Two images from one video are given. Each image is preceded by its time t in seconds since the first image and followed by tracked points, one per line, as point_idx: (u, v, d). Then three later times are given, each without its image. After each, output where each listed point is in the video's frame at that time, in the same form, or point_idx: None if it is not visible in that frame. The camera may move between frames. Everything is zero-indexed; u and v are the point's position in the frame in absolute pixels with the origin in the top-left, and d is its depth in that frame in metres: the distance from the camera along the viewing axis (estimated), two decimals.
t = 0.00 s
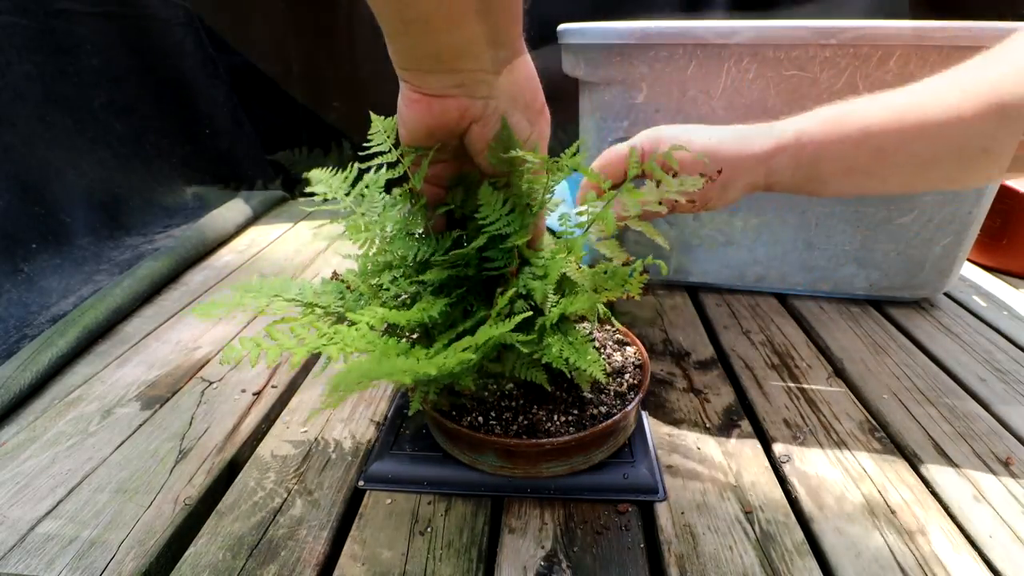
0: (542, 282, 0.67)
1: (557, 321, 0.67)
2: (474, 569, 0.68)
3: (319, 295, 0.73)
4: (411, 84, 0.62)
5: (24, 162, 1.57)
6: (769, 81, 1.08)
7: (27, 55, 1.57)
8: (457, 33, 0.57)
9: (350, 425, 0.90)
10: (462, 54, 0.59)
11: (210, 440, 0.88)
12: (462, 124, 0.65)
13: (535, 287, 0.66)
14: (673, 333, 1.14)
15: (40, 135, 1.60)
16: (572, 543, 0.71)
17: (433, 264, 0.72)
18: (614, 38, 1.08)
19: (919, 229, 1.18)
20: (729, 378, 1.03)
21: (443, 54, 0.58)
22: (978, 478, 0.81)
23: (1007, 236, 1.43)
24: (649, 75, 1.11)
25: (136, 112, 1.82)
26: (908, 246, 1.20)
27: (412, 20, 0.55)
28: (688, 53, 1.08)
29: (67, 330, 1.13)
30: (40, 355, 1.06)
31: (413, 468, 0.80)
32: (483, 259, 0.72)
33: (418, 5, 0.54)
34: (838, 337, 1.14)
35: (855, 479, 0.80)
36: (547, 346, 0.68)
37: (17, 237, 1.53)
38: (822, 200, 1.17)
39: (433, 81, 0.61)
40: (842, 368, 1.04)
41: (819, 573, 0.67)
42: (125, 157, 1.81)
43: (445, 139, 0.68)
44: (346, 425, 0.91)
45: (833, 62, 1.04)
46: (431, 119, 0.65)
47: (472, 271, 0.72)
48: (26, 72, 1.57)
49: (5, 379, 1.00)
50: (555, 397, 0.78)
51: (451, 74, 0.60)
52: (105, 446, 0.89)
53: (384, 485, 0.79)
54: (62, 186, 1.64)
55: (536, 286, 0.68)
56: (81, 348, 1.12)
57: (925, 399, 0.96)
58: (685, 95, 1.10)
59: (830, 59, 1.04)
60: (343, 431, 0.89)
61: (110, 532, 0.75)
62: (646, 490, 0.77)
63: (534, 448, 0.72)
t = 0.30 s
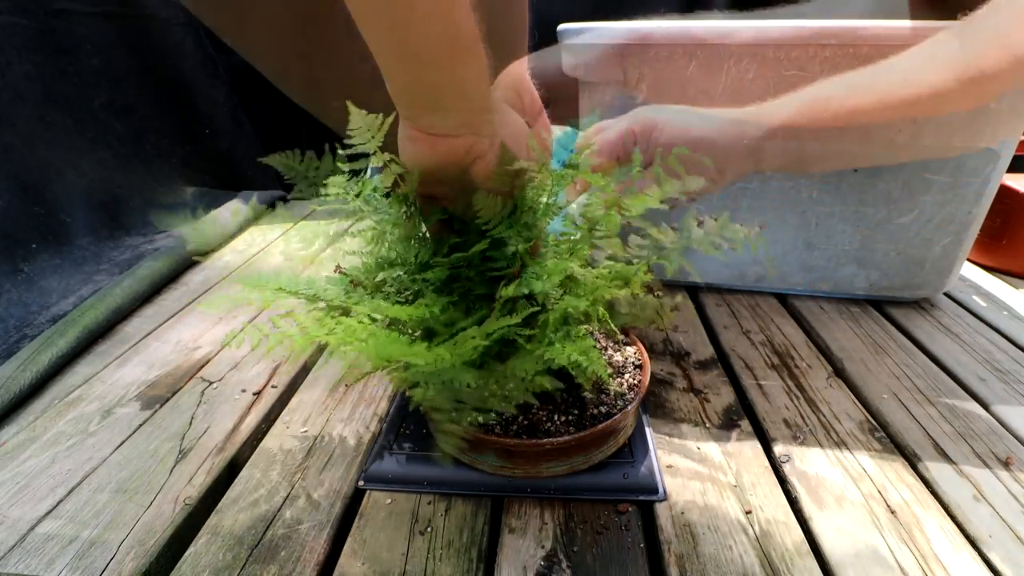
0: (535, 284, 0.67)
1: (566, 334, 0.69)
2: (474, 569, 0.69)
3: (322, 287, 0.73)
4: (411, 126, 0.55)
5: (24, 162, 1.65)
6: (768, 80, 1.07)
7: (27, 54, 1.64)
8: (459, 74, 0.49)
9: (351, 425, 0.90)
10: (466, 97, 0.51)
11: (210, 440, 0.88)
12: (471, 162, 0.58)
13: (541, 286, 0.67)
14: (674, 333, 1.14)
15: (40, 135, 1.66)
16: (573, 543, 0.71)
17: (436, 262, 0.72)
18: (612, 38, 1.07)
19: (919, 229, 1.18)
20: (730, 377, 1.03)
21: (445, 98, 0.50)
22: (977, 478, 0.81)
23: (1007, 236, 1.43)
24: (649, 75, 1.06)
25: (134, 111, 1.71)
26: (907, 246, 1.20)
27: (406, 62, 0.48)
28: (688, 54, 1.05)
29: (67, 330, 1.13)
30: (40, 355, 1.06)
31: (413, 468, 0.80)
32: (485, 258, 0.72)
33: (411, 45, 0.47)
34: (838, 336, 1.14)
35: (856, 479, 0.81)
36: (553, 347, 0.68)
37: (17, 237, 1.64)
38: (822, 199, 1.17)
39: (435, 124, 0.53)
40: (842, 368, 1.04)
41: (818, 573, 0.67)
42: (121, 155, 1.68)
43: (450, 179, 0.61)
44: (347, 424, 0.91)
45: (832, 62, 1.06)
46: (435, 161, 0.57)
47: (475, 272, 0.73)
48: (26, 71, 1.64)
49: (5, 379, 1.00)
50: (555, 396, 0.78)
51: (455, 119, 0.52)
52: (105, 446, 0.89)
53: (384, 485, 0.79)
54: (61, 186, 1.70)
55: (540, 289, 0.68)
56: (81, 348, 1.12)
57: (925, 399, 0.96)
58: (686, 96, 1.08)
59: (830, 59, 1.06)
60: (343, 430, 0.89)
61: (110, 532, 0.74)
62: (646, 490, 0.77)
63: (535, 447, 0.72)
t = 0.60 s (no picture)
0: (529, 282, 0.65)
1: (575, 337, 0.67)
2: (474, 569, 0.68)
3: (321, 289, 0.72)
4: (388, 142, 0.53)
5: (24, 162, 1.62)
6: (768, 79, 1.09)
7: (27, 54, 1.62)
8: (448, 105, 0.48)
9: (351, 425, 0.90)
10: (454, 123, 0.50)
11: (210, 440, 0.88)
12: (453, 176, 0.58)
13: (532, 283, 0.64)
14: (674, 333, 1.14)
15: (40, 135, 1.65)
16: (572, 542, 0.71)
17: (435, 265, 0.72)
18: (615, 40, 1.09)
19: (918, 229, 1.18)
20: (730, 377, 1.03)
21: (433, 126, 0.49)
22: (978, 478, 0.81)
23: (1006, 236, 1.43)
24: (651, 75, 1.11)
25: (137, 112, 1.87)
26: (907, 246, 1.20)
27: (388, 92, 0.46)
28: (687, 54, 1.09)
29: (67, 330, 1.13)
30: (40, 355, 1.06)
31: (413, 468, 0.80)
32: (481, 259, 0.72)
33: (396, 78, 0.45)
34: (838, 336, 1.14)
35: (856, 479, 0.80)
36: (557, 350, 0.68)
37: (17, 237, 1.57)
38: (821, 199, 1.18)
39: (418, 148, 0.52)
40: (842, 368, 1.04)
41: (818, 573, 0.67)
42: (125, 157, 1.84)
43: (434, 183, 0.61)
44: (347, 424, 0.91)
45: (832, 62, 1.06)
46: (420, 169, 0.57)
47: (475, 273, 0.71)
48: (26, 71, 1.62)
49: (5, 379, 1.00)
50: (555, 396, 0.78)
51: (440, 143, 0.52)
52: (105, 446, 0.89)
53: (384, 485, 0.79)
54: (62, 187, 1.68)
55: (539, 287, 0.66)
56: (81, 348, 1.12)
57: (924, 399, 0.96)
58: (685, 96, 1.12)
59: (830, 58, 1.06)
60: (343, 430, 0.89)
61: (110, 532, 0.74)
62: (647, 490, 0.77)
63: (535, 447, 0.72)
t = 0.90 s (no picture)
0: (523, 275, 0.65)
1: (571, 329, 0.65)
2: (474, 569, 0.68)
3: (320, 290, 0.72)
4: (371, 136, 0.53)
5: (24, 162, 1.62)
6: (768, 80, 1.10)
7: (27, 55, 1.63)
8: (436, 86, 0.49)
9: (351, 425, 0.90)
10: (442, 105, 0.51)
11: (210, 440, 0.88)
12: (440, 164, 0.59)
13: (526, 276, 0.64)
14: (674, 333, 1.14)
15: (40, 135, 1.65)
16: (572, 542, 0.71)
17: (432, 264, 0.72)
18: (614, 38, 1.09)
19: (918, 229, 1.19)
20: (729, 378, 1.03)
21: (422, 109, 0.50)
22: (978, 478, 0.81)
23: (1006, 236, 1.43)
24: (649, 75, 1.12)
25: (136, 112, 1.87)
26: (907, 246, 1.20)
27: (378, 73, 0.46)
28: (687, 53, 1.09)
29: (67, 330, 1.13)
30: (40, 355, 1.06)
31: (412, 468, 0.80)
32: (477, 257, 0.72)
33: (387, 57, 0.45)
34: (838, 336, 1.14)
35: (856, 478, 0.80)
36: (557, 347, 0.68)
37: (17, 237, 1.56)
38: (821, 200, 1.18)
39: (407, 135, 0.53)
40: (842, 368, 1.04)
41: (818, 573, 0.67)
42: (125, 157, 1.85)
43: (422, 174, 0.62)
44: (346, 424, 0.91)
45: (832, 62, 1.06)
46: (407, 158, 0.58)
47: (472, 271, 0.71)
48: (26, 71, 1.62)
49: (5, 379, 1.00)
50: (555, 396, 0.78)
51: (428, 128, 0.53)
52: (105, 446, 0.89)
53: (384, 484, 0.79)
54: (62, 187, 1.69)
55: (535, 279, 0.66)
56: (81, 348, 1.12)
57: (924, 399, 0.96)
58: (685, 96, 1.13)
59: (830, 58, 1.06)
60: (343, 430, 0.89)
61: (110, 532, 0.74)
62: (646, 490, 0.77)
63: (535, 447, 0.72)
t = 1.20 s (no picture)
0: (524, 274, 0.65)
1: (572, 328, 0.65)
2: (474, 568, 0.69)
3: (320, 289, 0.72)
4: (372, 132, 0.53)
5: (24, 162, 1.62)
6: (768, 80, 1.10)
7: (27, 54, 1.63)
8: (437, 78, 0.50)
9: (351, 425, 0.90)
10: (442, 97, 0.51)
11: (210, 440, 0.88)
12: (441, 158, 0.59)
13: (526, 276, 0.64)
14: (674, 333, 1.14)
15: (40, 135, 1.66)
16: (572, 542, 0.71)
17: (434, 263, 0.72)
18: (615, 38, 1.09)
19: (918, 229, 1.19)
20: (729, 378, 1.03)
21: (423, 101, 0.51)
22: (977, 478, 0.81)
23: (1006, 236, 1.43)
24: (649, 75, 1.13)
25: (136, 112, 1.88)
26: (907, 246, 1.21)
27: (379, 66, 0.46)
28: (687, 53, 1.10)
29: (67, 330, 1.13)
30: (40, 355, 1.06)
31: (412, 468, 0.80)
32: (478, 257, 0.72)
33: (389, 49, 0.45)
34: (838, 336, 1.14)
35: (855, 479, 0.80)
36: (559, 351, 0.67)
37: (17, 237, 1.56)
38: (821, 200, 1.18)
39: (408, 129, 0.53)
40: (842, 368, 1.04)
41: (818, 574, 0.67)
42: (125, 157, 1.85)
43: (424, 169, 0.62)
44: (346, 424, 0.90)
45: (832, 62, 1.06)
46: (408, 153, 0.58)
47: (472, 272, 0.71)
48: (26, 71, 1.63)
49: (5, 379, 1.00)
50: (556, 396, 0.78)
51: (429, 121, 0.53)
52: (105, 446, 0.89)
53: (383, 484, 0.79)
54: (62, 187, 1.69)
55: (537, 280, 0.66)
56: (81, 348, 1.12)
57: (924, 399, 0.96)
58: (685, 96, 1.13)
59: (830, 58, 1.06)
60: (342, 430, 0.89)
61: (110, 532, 0.75)
62: (646, 490, 0.77)
63: (535, 447, 0.72)
